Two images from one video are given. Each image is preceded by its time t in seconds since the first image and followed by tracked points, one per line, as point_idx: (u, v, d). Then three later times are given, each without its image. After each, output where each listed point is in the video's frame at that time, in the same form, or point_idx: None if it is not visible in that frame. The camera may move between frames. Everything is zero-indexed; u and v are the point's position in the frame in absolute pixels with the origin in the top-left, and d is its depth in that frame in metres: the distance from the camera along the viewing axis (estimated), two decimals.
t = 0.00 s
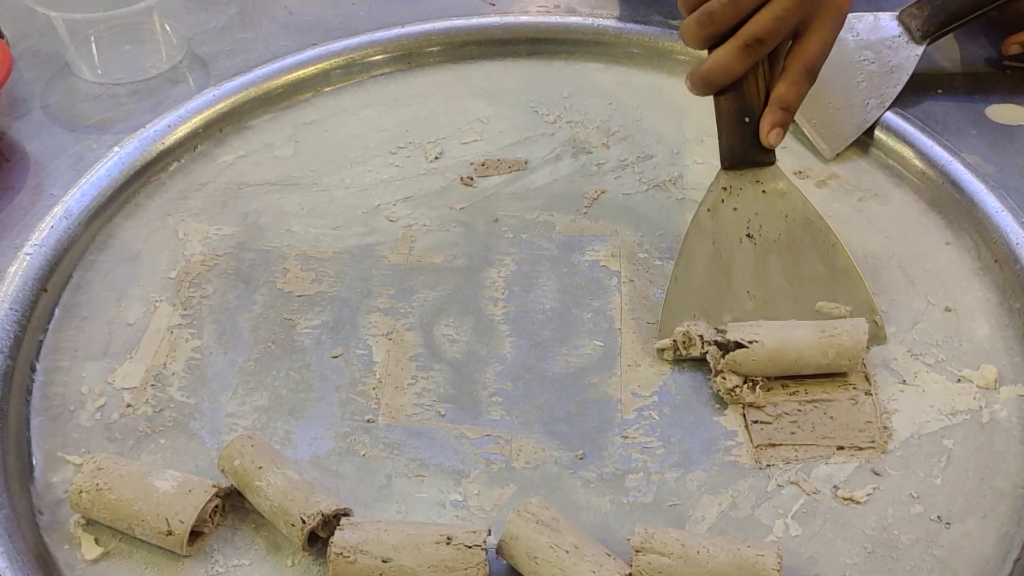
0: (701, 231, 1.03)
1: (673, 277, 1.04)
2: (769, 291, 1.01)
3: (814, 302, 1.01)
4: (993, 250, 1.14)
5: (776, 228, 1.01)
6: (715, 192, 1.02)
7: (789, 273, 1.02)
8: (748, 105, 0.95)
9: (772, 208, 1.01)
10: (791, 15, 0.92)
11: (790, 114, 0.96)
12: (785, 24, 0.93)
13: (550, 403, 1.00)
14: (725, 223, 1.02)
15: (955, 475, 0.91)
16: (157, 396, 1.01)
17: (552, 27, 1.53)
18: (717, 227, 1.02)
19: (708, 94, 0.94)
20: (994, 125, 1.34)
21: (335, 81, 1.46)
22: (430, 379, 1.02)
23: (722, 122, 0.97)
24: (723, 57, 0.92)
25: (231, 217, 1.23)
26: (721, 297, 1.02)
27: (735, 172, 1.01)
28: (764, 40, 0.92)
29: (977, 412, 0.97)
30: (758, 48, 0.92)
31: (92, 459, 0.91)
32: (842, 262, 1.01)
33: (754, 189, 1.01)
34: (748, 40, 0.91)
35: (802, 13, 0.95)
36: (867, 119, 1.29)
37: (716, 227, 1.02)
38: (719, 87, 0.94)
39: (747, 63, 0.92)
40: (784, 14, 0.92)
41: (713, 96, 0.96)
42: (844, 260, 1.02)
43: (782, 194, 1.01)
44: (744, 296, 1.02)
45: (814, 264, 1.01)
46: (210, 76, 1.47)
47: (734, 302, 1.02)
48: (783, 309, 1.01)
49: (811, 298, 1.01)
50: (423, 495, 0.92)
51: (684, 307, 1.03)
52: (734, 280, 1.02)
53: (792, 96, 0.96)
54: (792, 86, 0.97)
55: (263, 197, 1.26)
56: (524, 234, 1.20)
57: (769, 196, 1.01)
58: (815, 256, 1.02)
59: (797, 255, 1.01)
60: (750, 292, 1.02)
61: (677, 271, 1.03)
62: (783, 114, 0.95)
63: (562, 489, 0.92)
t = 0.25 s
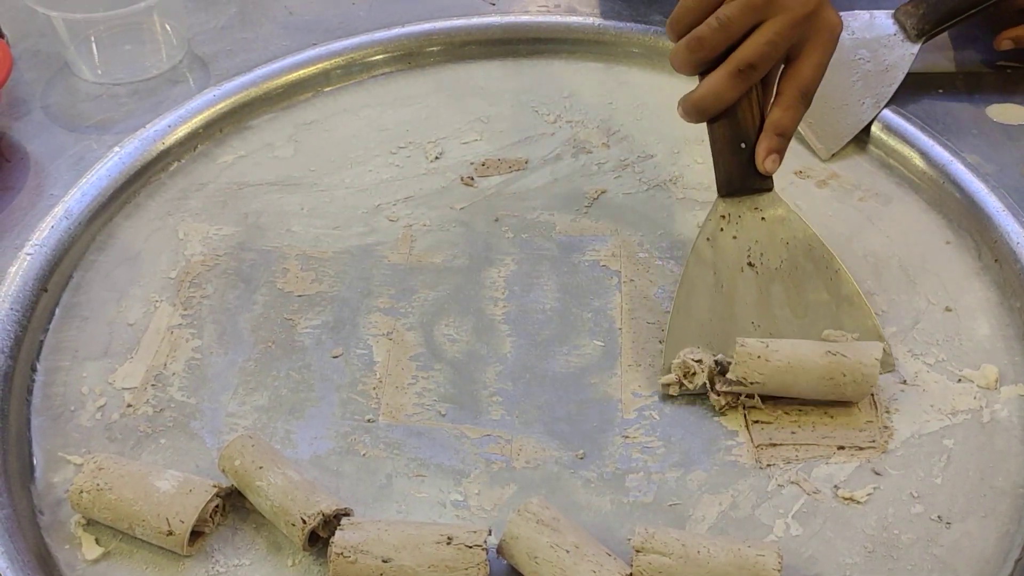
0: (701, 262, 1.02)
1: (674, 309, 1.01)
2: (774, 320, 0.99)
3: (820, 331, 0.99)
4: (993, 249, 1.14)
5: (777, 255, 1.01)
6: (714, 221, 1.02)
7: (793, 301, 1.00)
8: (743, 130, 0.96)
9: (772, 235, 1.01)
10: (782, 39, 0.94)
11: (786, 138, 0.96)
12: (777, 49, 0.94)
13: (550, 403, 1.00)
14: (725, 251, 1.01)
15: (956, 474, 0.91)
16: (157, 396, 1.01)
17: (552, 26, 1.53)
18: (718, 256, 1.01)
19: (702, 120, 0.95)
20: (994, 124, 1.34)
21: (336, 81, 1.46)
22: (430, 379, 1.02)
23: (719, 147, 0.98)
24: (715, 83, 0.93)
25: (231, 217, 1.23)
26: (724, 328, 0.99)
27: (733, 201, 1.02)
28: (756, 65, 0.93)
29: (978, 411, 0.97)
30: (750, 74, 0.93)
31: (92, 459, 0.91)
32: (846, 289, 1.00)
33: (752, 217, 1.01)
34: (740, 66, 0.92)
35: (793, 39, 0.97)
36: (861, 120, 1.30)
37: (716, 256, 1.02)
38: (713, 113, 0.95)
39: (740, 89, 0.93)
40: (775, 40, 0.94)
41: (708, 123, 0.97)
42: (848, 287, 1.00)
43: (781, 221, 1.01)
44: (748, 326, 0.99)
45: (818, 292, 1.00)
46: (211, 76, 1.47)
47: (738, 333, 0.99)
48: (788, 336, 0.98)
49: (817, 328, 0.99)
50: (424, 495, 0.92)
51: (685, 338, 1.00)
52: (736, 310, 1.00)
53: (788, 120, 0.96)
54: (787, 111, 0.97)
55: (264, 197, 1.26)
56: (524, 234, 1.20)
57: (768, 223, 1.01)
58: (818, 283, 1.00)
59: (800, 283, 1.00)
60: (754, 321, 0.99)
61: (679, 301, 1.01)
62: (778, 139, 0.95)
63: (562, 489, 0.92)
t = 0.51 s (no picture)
0: (707, 260, 0.99)
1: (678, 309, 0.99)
2: (780, 323, 0.97)
3: (827, 335, 0.97)
4: (994, 233, 1.14)
5: (786, 256, 0.97)
6: (722, 219, 0.99)
7: (800, 304, 0.97)
8: (753, 127, 0.90)
9: (781, 235, 0.97)
10: (798, 30, 0.88)
11: (798, 136, 0.90)
12: (792, 41, 0.88)
13: (551, 387, 1.00)
14: (732, 251, 0.98)
15: (956, 457, 0.92)
16: (158, 380, 1.01)
17: (553, 10, 1.52)
18: (725, 255, 0.98)
19: (711, 116, 0.90)
20: (995, 107, 1.34)
21: (336, 66, 1.46)
22: (431, 363, 1.03)
23: (729, 143, 0.93)
24: (724, 77, 0.87)
25: (231, 202, 1.23)
26: (729, 330, 0.97)
27: (742, 197, 0.97)
28: (768, 58, 0.87)
29: (978, 395, 0.97)
30: (762, 68, 0.87)
31: (93, 443, 0.91)
32: (855, 292, 0.97)
33: (762, 215, 0.98)
34: (751, 59, 0.87)
35: (811, 30, 0.90)
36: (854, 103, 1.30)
37: (723, 255, 0.98)
38: (723, 109, 0.89)
39: (751, 84, 0.87)
40: (791, 32, 0.87)
41: (718, 119, 0.92)
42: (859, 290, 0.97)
43: (791, 220, 0.97)
44: (754, 328, 0.97)
45: (827, 295, 0.97)
46: (210, 60, 1.46)
47: (743, 336, 0.97)
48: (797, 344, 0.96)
49: (824, 332, 0.96)
50: (425, 479, 0.92)
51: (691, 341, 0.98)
52: (742, 313, 0.97)
53: (801, 118, 0.90)
54: (802, 108, 0.90)
55: (264, 181, 1.26)
56: (524, 218, 1.20)
57: (777, 222, 0.97)
58: (827, 286, 0.97)
59: (808, 286, 0.97)
60: (761, 324, 0.97)
61: (683, 300, 0.99)
62: (789, 137, 0.90)
63: (563, 473, 0.92)
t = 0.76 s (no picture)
0: (722, 232, 0.99)
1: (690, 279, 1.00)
2: (790, 299, 0.97)
3: (838, 313, 0.96)
4: (994, 187, 1.14)
5: (802, 233, 0.97)
6: (740, 191, 0.98)
7: (813, 281, 0.97)
8: (779, 102, 0.91)
9: (799, 212, 0.97)
10: (830, 7, 0.88)
11: (824, 113, 0.91)
12: (823, 19, 0.88)
13: (553, 346, 1.01)
14: (748, 225, 0.98)
15: (954, 410, 0.93)
16: (162, 342, 1.01)
17: None
18: (740, 227, 0.98)
19: (738, 90, 0.91)
20: (996, 62, 1.33)
21: (333, 26, 1.44)
22: (434, 322, 1.03)
23: (752, 119, 0.93)
24: (754, 51, 0.88)
25: (231, 164, 1.22)
26: (738, 304, 0.97)
27: (761, 172, 0.97)
28: (799, 34, 0.87)
29: (976, 349, 0.98)
30: (792, 43, 0.88)
31: (99, 404, 0.92)
32: (870, 273, 0.97)
33: (780, 191, 0.97)
34: (782, 33, 0.87)
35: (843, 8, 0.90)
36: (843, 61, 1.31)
37: (739, 228, 0.98)
38: (750, 83, 0.90)
39: (780, 58, 0.88)
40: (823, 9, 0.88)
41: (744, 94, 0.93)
42: (874, 271, 0.97)
43: (810, 198, 0.97)
44: (763, 303, 0.97)
45: (841, 274, 0.97)
46: (206, 20, 1.45)
47: (752, 310, 0.97)
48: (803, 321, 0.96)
49: (835, 310, 0.96)
50: (428, 437, 0.93)
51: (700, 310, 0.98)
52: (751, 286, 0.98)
53: (827, 95, 0.91)
54: (828, 85, 0.91)
55: (263, 143, 1.25)
56: (525, 177, 1.20)
57: (796, 200, 0.97)
58: (842, 265, 0.97)
59: (822, 264, 0.97)
60: (771, 299, 0.97)
61: (695, 270, 0.99)
62: (815, 113, 0.90)
63: (566, 429, 0.93)
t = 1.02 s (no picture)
0: (717, 225, 1.00)
1: (688, 272, 1.00)
2: (790, 287, 0.97)
3: (837, 299, 0.97)
4: (996, 165, 1.14)
5: (796, 220, 0.98)
6: (731, 182, 1.00)
7: (810, 268, 0.98)
8: (764, 90, 0.92)
9: (791, 198, 0.98)
10: None
11: (811, 98, 0.92)
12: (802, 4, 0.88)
13: (554, 327, 1.01)
14: (741, 215, 0.99)
15: (954, 388, 0.93)
16: (164, 325, 1.01)
17: None
18: (733, 218, 0.99)
19: (722, 82, 0.91)
20: (997, 40, 1.33)
21: (332, 8, 1.43)
22: (435, 304, 1.03)
23: (739, 108, 0.94)
24: (737, 41, 0.88)
25: (230, 146, 1.22)
26: (739, 295, 0.97)
27: (751, 161, 0.98)
28: (779, 21, 0.87)
29: (977, 327, 0.98)
30: (774, 30, 0.87)
31: (102, 387, 0.92)
32: (864, 256, 0.98)
33: (772, 179, 0.99)
34: (763, 22, 0.87)
35: None
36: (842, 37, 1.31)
37: (732, 219, 1.00)
38: (733, 74, 0.90)
39: (762, 47, 0.88)
40: None
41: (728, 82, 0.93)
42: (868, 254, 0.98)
43: (802, 183, 0.98)
44: (763, 292, 0.97)
45: (836, 259, 0.98)
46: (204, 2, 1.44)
47: (754, 300, 0.97)
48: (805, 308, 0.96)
49: (835, 297, 0.97)
50: (430, 418, 0.93)
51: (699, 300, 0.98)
52: (750, 276, 0.98)
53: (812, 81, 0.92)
54: (813, 71, 0.94)
55: (262, 125, 1.25)
56: (525, 158, 1.19)
57: (787, 186, 0.98)
58: (836, 250, 0.98)
59: (818, 250, 0.98)
60: (771, 288, 0.97)
61: (692, 263, 1.00)
62: (802, 100, 0.91)
63: (568, 410, 0.94)
